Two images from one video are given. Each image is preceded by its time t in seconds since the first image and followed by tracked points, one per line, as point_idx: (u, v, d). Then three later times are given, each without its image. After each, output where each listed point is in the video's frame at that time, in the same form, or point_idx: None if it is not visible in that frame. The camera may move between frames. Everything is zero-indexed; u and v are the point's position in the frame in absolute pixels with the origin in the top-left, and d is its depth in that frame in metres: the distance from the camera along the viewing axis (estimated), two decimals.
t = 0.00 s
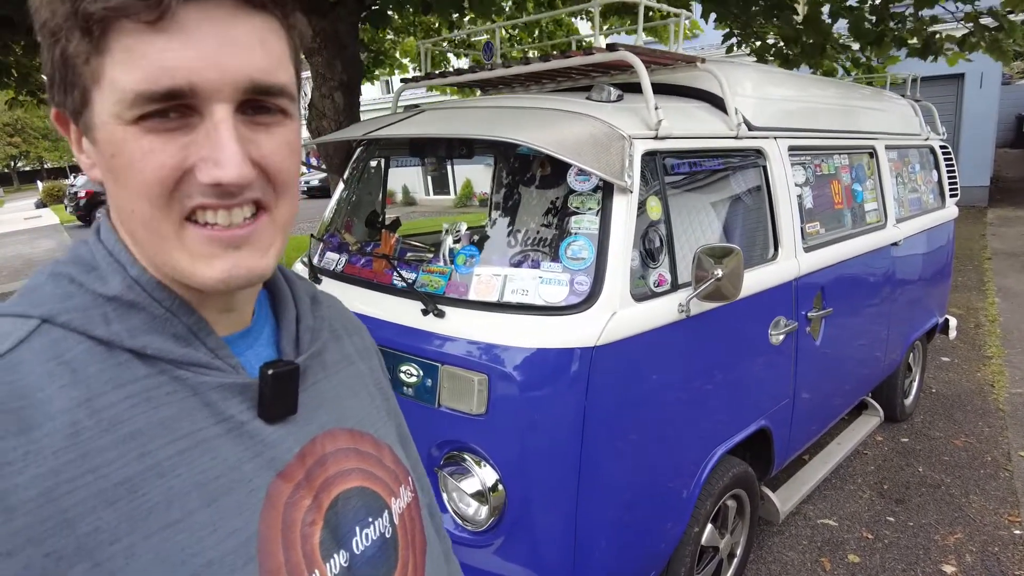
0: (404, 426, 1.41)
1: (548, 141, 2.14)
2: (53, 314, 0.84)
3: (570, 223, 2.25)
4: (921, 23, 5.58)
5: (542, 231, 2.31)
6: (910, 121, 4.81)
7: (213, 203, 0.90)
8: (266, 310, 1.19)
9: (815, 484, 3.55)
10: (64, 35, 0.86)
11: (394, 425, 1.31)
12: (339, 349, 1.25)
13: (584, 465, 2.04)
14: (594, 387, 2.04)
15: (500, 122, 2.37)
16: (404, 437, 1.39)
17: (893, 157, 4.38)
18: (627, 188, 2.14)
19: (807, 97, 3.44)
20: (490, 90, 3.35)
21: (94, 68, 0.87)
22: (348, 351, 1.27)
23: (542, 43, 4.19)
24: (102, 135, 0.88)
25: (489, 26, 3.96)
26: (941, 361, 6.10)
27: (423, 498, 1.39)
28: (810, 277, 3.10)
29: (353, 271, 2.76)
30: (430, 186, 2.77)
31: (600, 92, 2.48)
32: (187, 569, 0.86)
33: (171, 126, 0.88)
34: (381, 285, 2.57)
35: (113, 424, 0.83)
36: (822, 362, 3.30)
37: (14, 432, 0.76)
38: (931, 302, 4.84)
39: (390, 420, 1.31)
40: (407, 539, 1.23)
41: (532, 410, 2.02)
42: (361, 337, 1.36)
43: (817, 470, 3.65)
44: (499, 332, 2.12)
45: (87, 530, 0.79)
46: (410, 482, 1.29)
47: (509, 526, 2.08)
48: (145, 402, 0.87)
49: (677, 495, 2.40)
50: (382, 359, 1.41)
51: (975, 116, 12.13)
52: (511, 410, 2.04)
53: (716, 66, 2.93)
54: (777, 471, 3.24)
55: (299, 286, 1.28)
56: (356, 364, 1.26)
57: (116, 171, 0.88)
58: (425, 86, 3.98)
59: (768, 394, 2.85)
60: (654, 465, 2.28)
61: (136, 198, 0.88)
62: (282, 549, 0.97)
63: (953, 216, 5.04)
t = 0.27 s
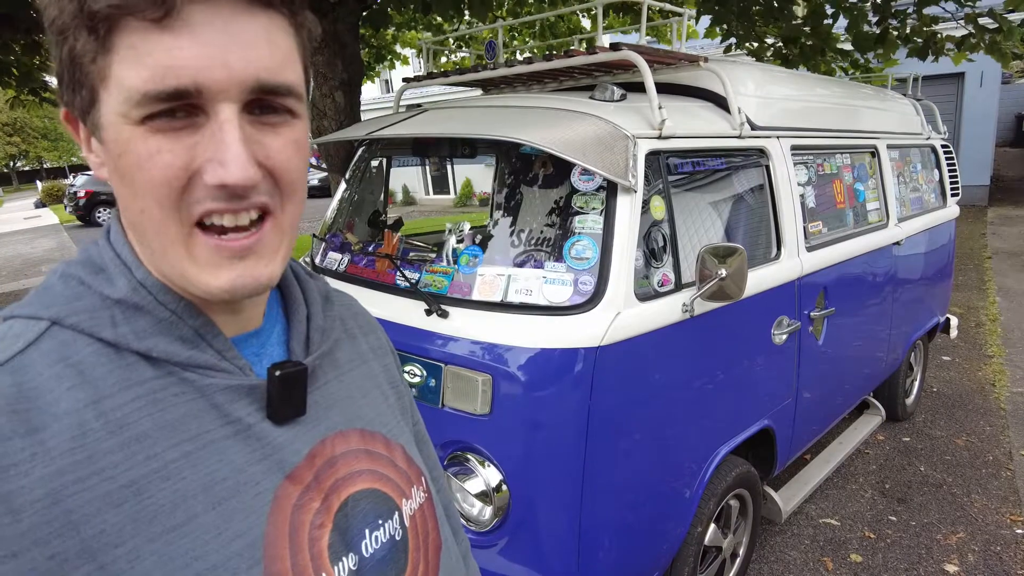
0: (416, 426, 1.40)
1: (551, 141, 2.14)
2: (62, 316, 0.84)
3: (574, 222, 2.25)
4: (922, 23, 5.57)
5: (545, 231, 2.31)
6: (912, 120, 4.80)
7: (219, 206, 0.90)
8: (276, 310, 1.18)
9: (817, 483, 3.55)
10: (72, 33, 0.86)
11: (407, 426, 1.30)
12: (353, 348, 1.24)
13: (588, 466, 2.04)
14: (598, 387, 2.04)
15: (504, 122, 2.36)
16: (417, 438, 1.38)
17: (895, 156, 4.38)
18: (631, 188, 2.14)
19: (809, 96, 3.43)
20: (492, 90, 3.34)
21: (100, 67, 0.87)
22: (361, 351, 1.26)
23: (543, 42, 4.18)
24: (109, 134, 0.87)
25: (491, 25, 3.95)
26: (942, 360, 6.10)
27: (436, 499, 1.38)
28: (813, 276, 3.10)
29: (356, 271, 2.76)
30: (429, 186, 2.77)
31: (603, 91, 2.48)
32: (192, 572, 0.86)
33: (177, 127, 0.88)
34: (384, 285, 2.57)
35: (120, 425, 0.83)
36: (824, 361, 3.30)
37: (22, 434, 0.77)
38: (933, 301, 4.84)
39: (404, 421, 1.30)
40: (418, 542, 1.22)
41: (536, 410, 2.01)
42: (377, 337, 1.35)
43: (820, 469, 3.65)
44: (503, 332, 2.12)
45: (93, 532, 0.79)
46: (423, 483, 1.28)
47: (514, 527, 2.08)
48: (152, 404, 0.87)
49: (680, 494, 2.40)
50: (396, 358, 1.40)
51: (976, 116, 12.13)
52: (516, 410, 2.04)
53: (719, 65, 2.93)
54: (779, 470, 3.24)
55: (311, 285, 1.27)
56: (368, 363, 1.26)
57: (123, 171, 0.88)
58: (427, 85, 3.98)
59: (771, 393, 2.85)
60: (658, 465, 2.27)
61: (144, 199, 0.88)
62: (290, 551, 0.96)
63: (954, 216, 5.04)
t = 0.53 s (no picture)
0: (422, 431, 1.40)
1: (552, 143, 2.14)
2: (70, 325, 0.84)
3: (574, 225, 2.25)
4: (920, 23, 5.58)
5: (546, 233, 2.31)
6: (912, 121, 4.80)
7: (223, 217, 0.89)
8: (283, 316, 1.18)
9: (817, 484, 3.55)
10: (79, 46, 0.86)
11: (413, 432, 1.30)
12: (359, 354, 1.24)
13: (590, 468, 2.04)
14: (598, 389, 2.04)
15: (505, 124, 2.36)
16: (423, 443, 1.37)
17: (895, 157, 4.38)
18: (632, 190, 2.14)
19: (809, 97, 3.44)
20: (492, 90, 3.34)
21: (107, 80, 0.87)
22: (367, 356, 1.26)
23: (542, 43, 4.18)
24: (115, 147, 0.88)
25: (490, 26, 3.95)
26: (942, 360, 6.11)
27: (441, 504, 1.37)
28: (814, 278, 3.10)
29: (356, 273, 2.76)
30: (429, 185, 2.77)
31: (604, 93, 2.48)
32: None
33: (181, 139, 0.88)
34: (385, 287, 2.57)
35: (126, 433, 0.83)
36: (825, 362, 3.31)
37: (31, 441, 0.77)
38: (933, 301, 4.84)
39: (409, 426, 1.29)
40: (423, 547, 1.22)
41: (536, 413, 2.02)
42: (382, 342, 1.35)
43: (820, 470, 3.66)
44: (504, 335, 2.12)
45: (100, 539, 0.79)
46: (429, 488, 1.28)
47: (515, 529, 2.08)
48: (158, 411, 0.87)
49: (682, 496, 2.40)
50: (402, 363, 1.40)
51: (975, 115, 12.14)
52: (518, 413, 2.04)
53: (719, 66, 2.94)
54: (780, 471, 3.24)
55: (317, 292, 1.27)
56: (374, 369, 1.25)
57: (129, 183, 0.88)
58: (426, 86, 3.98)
59: (771, 395, 2.85)
60: (660, 467, 2.28)
61: (148, 210, 0.88)
62: (295, 557, 0.96)
63: (953, 216, 5.04)
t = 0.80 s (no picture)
0: (416, 435, 1.41)
1: (552, 144, 2.14)
2: (69, 331, 0.84)
3: (574, 225, 2.25)
4: (918, 22, 5.58)
5: (546, 234, 2.31)
6: (911, 120, 4.81)
7: (234, 220, 0.90)
8: (278, 323, 1.18)
9: (817, 484, 3.55)
10: (94, 54, 0.85)
11: (407, 436, 1.30)
12: (353, 360, 1.24)
13: (589, 468, 2.04)
14: (598, 390, 2.04)
15: (504, 125, 2.36)
16: (417, 447, 1.38)
17: (894, 157, 4.38)
18: (631, 191, 2.14)
19: (808, 96, 3.44)
20: (492, 91, 3.35)
21: (122, 87, 0.86)
22: (361, 362, 1.26)
23: (541, 43, 4.17)
24: (126, 150, 0.87)
25: (489, 26, 3.95)
26: (941, 360, 6.11)
27: (437, 506, 1.38)
28: (813, 278, 3.10)
29: (356, 274, 2.76)
30: (428, 184, 2.77)
31: (603, 93, 2.48)
32: None
33: (194, 143, 0.88)
34: (384, 288, 2.57)
35: (128, 437, 0.83)
36: (824, 362, 3.31)
37: (34, 446, 0.78)
38: (932, 301, 4.85)
39: (403, 430, 1.30)
40: (421, 548, 1.22)
41: (536, 414, 2.02)
42: (374, 348, 1.35)
43: (819, 470, 3.66)
44: (504, 336, 2.12)
45: (103, 542, 0.80)
46: (425, 490, 1.28)
47: (516, 530, 2.08)
48: (159, 415, 0.87)
49: (682, 495, 2.40)
50: (393, 368, 1.40)
51: (974, 115, 12.14)
52: (518, 413, 2.04)
53: (718, 66, 2.94)
54: (779, 471, 3.24)
55: (312, 299, 1.27)
56: (369, 375, 1.26)
57: (139, 186, 0.88)
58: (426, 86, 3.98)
59: (771, 395, 2.86)
60: (659, 467, 2.28)
61: (160, 214, 0.88)
62: (296, 558, 0.96)
63: (952, 216, 5.05)
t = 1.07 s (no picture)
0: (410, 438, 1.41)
1: (552, 145, 2.14)
2: (64, 337, 0.84)
3: (574, 226, 2.26)
4: (916, 22, 5.59)
5: (546, 234, 2.32)
6: (909, 121, 4.82)
7: (239, 226, 0.90)
8: (271, 329, 1.19)
9: (815, 483, 3.56)
10: (100, 61, 0.86)
11: (399, 440, 1.31)
12: (345, 365, 1.25)
13: (587, 469, 2.05)
14: (597, 392, 2.05)
15: (504, 126, 2.37)
16: (411, 451, 1.38)
17: (893, 157, 4.39)
18: (631, 191, 2.15)
19: (807, 97, 3.45)
20: (492, 91, 3.35)
21: (128, 95, 0.87)
22: (353, 367, 1.27)
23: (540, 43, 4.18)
24: (131, 158, 0.88)
25: (489, 27, 3.95)
26: (939, 359, 6.13)
27: (431, 508, 1.38)
28: (812, 278, 3.11)
29: (356, 274, 2.77)
30: (428, 185, 2.77)
31: (603, 94, 2.48)
32: None
33: (200, 152, 0.89)
34: (384, 288, 2.58)
35: (124, 442, 0.84)
36: (823, 362, 3.32)
37: (30, 452, 0.77)
38: (930, 301, 4.86)
39: (395, 434, 1.30)
40: (416, 550, 1.23)
41: (535, 414, 2.03)
42: (366, 355, 1.36)
43: (818, 469, 3.67)
44: (503, 336, 2.13)
45: (101, 546, 0.80)
46: (418, 492, 1.29)
47: (515, 530, 2.09)
48: (155, 419, 0.87)
49: (681, 495, 2.41)
50: (383, 374, 1.40)
51: (974, 114, 12.15)
52: (516, 414, 2.05)
53: (717, 67, 2.95)
54: (778, 471, 3.25)
55: (304, 305, 1.27)
56: (361, 380, 1.26)
57: (144, 192, 0.88)
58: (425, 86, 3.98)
59: (769, 395, 2.86)
60: (658, 468, 2.29)
61: (165, 221, 0.88)
62: (293, 560, 0.97)
63: (951, 216, 5.06)
